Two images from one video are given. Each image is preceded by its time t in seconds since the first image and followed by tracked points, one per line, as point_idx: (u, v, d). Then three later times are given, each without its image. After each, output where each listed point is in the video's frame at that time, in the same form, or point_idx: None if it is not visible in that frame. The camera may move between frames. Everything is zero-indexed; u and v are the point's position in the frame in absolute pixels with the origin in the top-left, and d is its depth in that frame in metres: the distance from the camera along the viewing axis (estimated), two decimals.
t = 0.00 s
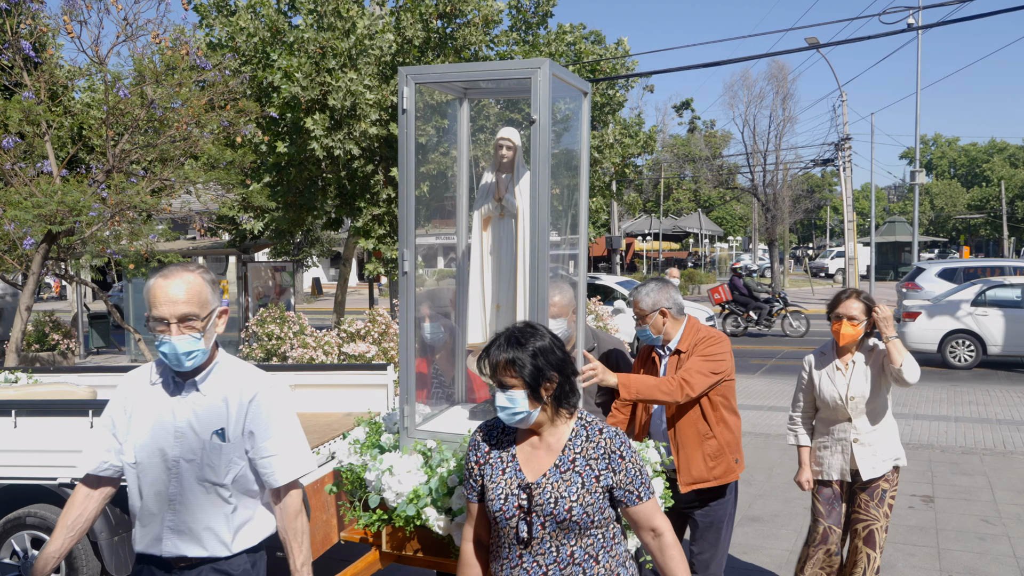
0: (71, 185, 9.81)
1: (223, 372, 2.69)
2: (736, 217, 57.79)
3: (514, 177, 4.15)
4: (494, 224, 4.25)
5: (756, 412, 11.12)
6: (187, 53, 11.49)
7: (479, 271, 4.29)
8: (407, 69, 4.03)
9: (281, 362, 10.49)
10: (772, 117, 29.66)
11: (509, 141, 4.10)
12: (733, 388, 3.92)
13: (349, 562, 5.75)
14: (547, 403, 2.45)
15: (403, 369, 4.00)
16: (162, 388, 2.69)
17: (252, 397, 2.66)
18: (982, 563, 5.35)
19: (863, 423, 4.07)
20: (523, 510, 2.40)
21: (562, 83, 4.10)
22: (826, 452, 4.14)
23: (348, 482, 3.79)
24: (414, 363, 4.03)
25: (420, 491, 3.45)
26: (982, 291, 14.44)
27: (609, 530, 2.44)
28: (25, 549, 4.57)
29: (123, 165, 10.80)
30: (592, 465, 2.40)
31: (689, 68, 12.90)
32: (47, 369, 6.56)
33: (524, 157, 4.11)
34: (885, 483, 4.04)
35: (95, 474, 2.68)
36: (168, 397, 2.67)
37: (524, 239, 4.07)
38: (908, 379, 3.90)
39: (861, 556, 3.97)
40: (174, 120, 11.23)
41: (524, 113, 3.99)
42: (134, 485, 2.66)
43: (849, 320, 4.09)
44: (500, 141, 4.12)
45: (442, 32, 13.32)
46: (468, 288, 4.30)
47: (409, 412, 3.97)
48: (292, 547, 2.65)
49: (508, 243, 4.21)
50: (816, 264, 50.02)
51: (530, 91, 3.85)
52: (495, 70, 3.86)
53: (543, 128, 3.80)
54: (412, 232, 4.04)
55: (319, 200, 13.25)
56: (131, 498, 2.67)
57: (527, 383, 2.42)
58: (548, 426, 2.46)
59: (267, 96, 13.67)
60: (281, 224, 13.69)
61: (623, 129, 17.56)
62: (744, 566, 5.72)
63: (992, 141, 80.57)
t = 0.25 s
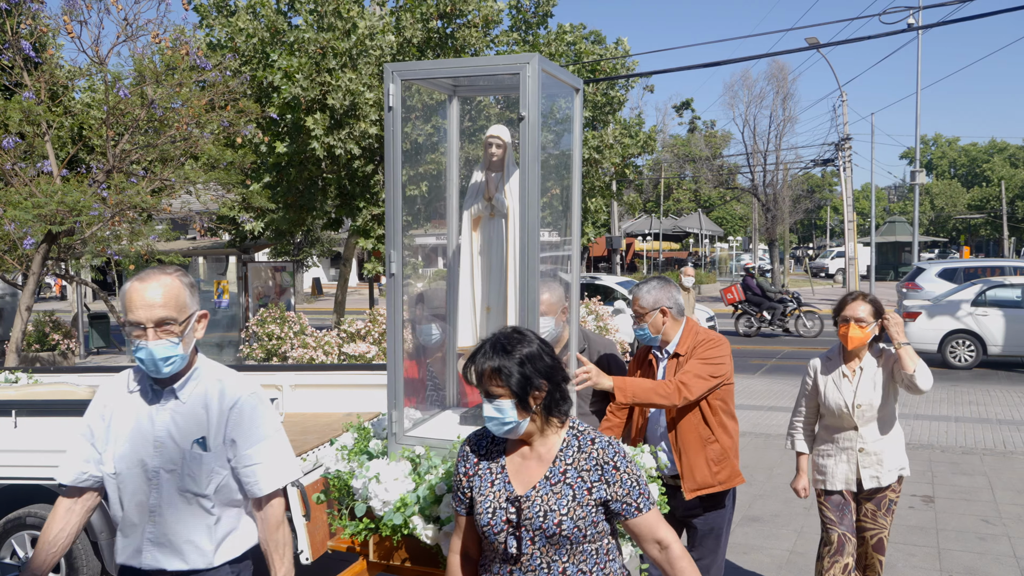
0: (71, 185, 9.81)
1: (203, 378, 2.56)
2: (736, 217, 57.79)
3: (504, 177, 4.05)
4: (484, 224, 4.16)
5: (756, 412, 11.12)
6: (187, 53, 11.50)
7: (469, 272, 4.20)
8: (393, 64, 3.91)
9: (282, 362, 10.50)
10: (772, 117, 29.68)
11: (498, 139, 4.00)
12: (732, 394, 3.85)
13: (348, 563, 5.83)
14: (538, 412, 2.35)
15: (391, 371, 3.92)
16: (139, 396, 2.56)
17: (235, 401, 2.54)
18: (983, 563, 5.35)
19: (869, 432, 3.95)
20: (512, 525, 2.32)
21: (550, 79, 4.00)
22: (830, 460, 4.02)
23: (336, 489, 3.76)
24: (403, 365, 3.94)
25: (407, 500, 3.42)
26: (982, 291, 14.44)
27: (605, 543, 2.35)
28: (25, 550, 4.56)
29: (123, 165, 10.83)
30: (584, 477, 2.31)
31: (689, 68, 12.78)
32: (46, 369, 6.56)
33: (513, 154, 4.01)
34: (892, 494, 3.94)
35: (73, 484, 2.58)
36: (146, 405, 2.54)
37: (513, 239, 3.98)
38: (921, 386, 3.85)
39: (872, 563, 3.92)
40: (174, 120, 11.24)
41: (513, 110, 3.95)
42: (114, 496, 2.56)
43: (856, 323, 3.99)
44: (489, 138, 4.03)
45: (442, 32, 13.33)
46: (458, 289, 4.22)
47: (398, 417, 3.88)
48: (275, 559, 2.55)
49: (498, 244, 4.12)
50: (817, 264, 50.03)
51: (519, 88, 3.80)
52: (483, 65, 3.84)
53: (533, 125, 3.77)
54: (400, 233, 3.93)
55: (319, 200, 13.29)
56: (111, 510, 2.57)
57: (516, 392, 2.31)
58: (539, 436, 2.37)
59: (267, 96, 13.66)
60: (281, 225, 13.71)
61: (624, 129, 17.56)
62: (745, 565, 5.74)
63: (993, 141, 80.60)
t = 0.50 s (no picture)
0: (71, 185, 9.81)
1: (180, 380, 2.49)
2: (737, 217, 57.75)
3: (494, 174, 3.95)
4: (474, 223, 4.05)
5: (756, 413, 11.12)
6: (188, 54, 11.49)
7: (458, 273, 4.08)
8: (379, 59, 3.93)
9: (282, 362, 10.50)
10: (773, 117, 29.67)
11: (489, 135, 3.93)
12: (717, 399, 3.79)
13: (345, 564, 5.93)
14: (514, 415, 2.31)
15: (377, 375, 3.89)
16: (114, 395, 2.48)
17: (212, 405, 2.46)
18: (983, 563, 5.35)
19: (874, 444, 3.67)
20: (485, 530, 2.29)
21: (540, 75, 3.93)
22: (833, 475, 3.73)
23: (320, 496, 3.66)
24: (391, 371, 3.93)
25: (389, 508, 3.32)
26: (983, 291, 14.45)
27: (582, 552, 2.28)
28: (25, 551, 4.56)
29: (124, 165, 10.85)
30: (559, 483, 2.25)
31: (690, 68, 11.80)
32: (47, 369, 6.56)
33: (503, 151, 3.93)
34: (897, 508, 3.70)
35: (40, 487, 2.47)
36: (121, 406, 2.46)
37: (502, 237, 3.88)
38: (931, 396, 3.61)
39: None
40: (175, 120, 11.24)
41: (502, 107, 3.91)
42: (82, 500, 2.46)
43: (858, 328, 3.74)
44: (478, 135, 3.95)
45: (442, 32, 13.33)
46: (447, 291, 4.10)
47: (384, 422, 3.85)
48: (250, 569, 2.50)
49: (488, 244, 3.99)
50: (817, 264, 50.06)
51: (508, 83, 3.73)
52: (470, 56, 3.76)
53: (522, 120, 3.69)
54: (385, 233, 3.91)
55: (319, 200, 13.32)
56: (79, 515, 2.48)
57: (491, 394, 2.28)
58: (516, 440, 2.33)
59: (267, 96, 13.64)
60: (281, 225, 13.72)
61: (624, 129, 17.55)
62: (746, 565, 5.75)
63: (993, 141, 80.60)
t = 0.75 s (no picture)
0: (71, 185, 9.80)
1: (156, 381, 2.46)
2: (738, 217, 57.73)
3: (485, 171, 3.87)
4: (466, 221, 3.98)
5: (756, 413, 11.11)
6: (188, 53, 11.48)
7: (449, 273, 4.02)
8: (366, 51, 3.78)
9: (282, 362, 10.49)
10: (773, 117, 29.69)
11: (480, 131, 3.85)
12: (705, 402, 3.75)
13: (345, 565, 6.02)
14: (488, 417, 2.31)
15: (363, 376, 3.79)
16: (88, 397, 2.45)
17: (188, 408, 2.45)
18: (984, 563, 5.34)
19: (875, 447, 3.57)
20: (458, 534, 2.27)
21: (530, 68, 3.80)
22: (833, 480, 3.64)
23: (303, 501, 3.47)
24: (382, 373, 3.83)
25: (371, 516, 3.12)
26: (984, 291, 14.43)
27: (558, 557, 2.25)
28: (24, 551, 4.57)
29: (124, 165, 10.86)
30: (535, 486, 2.23)
31: (690, 67, 11.47)
32: (47, 369, 6.57)
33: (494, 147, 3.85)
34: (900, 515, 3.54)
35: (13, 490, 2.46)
36: (95, 407, 2.44)
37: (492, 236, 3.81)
38: (937, 409, 3.44)
39: None
40: (174, 120, 11.24)
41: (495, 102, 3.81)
42: (53, 504, 2.44)
43: (857, 327, 3.59)
44: (470, 130, 3.88)
45: (442, 32, 13.32)
46: (438, 290, 4.04)
47: (370, 426, 3.69)
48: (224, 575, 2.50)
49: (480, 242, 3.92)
50: (817, 264, 50.09)
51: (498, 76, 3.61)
52: (462, 48, 3.66)
53: (512, 116, 3.59)
54: (372, 230, 3.82)
55: (320, 200, 13.33)
56: (50, 519, 2.45)
57: (464, 396, 2.27)
58: (490, 443, 2.32)
59: (267, 96, 13.62)
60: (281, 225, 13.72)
61: (624, 129, 17.54)
62: (747, 565, 5.75)
63: (994, 141, 80.58)
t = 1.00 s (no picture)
0: (71, 185, 9.79)
1: (119, 387, 2.44)
2: (739, 217, 57.78)
3: (481, 169, 3.80)
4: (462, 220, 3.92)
5: (756, 413, 11.12)
6: (188, 53, 11.49)
7: (445, 273, 3.97)
8: (359, 44, 3.78)
9: (282, 363, 10.50)
10: (774, 117, 29.69)
11: (477, 127, 3.78)
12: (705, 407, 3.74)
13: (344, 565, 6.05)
14: (470, 424, 2.27)
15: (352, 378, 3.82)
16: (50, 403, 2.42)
17: (153, 413, 2.43)
18: (984, 563, 5.34)
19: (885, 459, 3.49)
20: (440, 546, 2.24)
21: (530, 65, 3.78)
22: (841, 493, 3.56)
23: (291, 503, 3.47)
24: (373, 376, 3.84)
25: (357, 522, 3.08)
26: (985, 291, 14.42)
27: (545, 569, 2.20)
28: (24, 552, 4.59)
29: (124, 165, 10.87)
30: (521, 497, 2.20)
31: (690, 67, 11.80)
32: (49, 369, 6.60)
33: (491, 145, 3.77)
34: (913, 525, 3.44)
35: None
36: (57, 414, 2.41)
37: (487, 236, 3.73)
38: (951, 421, 3.39)
39: None
40: (175, 120, 11.25)
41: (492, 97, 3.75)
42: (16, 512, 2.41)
43: (868, 334, 3.52)
44: (467, 126, 3.81)
45: (443, 32, 13.33)
46: (433, 292, 3.97)
47: (358, 429, 3.75)
48: None
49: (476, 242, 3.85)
50: (818, 264, 50.10)
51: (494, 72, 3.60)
52: (457, 42, 3.64)
53: (510, 112, 3.57)
54: (363, 226, 3.78)
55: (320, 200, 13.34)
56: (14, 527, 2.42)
57: (444, 403, 2.25)
58: (475, 450, 2.29)
59: (267, 96, 13.63)
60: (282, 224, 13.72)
61: (625, 129, 17.54)
62: (747, 565, 5.75)
63: (994, 141, 80.56)
